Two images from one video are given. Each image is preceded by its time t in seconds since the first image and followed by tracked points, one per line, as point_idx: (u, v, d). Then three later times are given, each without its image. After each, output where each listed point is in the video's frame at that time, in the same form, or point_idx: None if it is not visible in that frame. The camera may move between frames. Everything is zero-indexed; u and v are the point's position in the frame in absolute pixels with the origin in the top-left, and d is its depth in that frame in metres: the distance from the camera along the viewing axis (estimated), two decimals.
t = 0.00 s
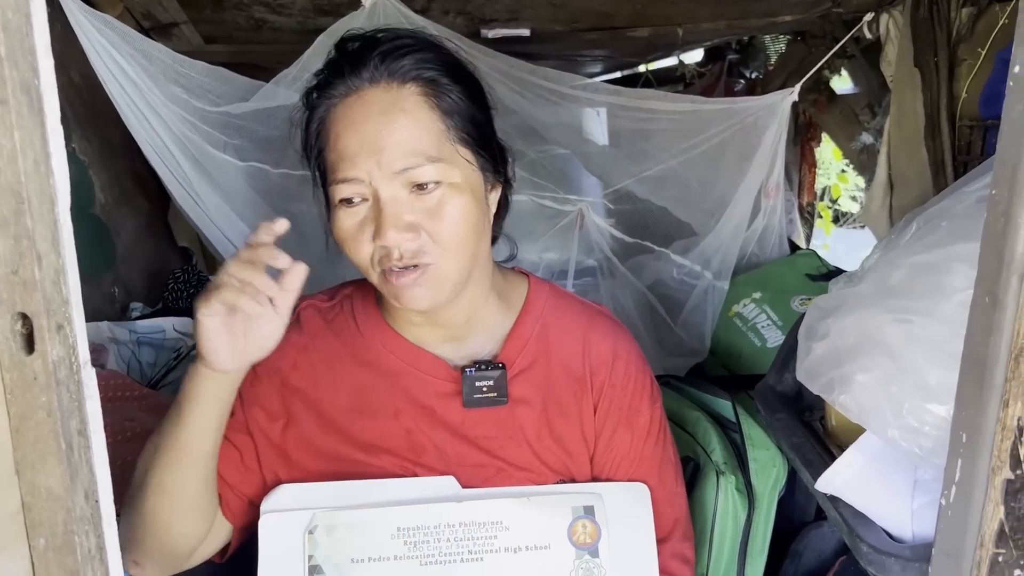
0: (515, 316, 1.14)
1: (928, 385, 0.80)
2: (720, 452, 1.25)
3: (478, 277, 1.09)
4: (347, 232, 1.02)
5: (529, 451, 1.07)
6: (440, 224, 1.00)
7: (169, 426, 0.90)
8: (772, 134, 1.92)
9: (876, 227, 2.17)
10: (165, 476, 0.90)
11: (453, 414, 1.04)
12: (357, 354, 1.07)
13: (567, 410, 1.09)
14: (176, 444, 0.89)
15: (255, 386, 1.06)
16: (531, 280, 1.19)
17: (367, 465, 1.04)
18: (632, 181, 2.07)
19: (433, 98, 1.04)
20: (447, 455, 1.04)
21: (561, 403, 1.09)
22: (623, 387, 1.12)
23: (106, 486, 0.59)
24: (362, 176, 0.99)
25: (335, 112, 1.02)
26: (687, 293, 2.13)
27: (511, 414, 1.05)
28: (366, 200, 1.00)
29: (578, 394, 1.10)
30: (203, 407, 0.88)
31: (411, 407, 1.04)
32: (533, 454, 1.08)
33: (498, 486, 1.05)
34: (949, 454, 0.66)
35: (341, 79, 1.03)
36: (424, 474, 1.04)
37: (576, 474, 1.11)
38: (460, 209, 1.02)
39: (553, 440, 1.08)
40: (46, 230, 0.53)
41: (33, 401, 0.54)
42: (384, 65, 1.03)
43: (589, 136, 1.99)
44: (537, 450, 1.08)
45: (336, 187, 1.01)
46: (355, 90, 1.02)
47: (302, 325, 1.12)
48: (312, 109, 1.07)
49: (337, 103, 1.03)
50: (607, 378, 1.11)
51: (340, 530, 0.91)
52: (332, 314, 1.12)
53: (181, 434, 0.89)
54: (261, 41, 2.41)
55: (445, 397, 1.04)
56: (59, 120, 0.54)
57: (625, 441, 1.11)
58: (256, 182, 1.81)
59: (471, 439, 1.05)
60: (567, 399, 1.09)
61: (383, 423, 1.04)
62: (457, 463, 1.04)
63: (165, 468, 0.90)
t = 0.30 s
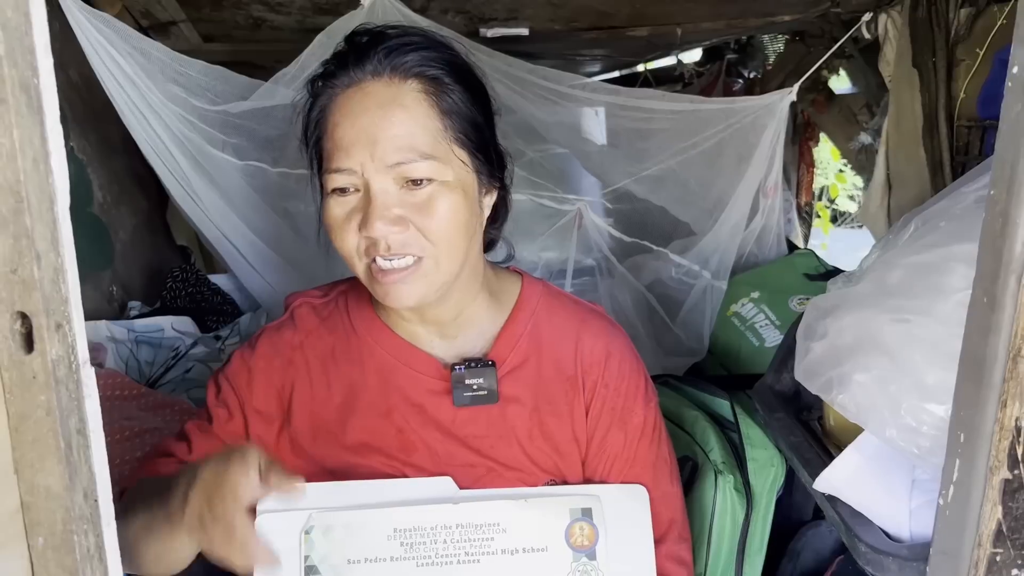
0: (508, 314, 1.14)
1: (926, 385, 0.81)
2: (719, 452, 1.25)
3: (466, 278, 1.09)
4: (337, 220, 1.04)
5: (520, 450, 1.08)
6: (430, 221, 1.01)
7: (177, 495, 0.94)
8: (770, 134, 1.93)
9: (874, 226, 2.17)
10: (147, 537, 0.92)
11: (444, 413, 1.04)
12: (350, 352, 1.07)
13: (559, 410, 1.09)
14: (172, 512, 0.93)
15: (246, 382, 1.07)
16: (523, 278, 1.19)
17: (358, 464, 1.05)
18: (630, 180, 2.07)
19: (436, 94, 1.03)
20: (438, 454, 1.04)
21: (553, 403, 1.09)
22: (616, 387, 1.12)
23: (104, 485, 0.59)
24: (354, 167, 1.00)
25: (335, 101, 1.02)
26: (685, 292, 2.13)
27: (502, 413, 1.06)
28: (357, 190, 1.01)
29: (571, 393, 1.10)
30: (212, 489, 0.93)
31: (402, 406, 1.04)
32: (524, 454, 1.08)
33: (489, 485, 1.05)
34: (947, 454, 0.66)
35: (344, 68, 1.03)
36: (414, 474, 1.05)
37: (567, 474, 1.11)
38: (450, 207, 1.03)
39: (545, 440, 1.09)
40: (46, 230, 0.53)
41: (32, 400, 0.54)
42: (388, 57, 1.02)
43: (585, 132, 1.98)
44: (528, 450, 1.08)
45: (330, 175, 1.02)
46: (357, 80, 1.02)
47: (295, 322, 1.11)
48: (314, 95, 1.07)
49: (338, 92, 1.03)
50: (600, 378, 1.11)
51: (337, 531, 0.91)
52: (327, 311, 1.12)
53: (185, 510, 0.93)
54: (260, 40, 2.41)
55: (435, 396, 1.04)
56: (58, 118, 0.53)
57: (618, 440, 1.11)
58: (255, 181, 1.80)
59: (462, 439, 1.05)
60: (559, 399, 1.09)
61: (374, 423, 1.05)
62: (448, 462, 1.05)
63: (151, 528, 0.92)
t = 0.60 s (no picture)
0: (512, 317, 1.14)
1: (923, 384, 0.81)
2: (716, 451, 1.25)
3: (472, 277, 1.09)
4: (347, 208, 1.04)
5: (523, 452, 1.07)
6: (439, 212, 1.01)
7: (190, 548, 0.84)
8: (769, 134, 1.94)
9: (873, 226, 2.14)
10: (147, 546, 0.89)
11: (447, 415, 1.04)
12: (352, 354, 1.07)
13: (562, 412, 1.09)
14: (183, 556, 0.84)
15: (248, 384, 1.06)
16: (527, 281, 1.19)
17: (361, 466, 1.05)
18: (628, 180, 2.07)
19: (454, 87, 1.06)
20: (441, 456, 1.04)
21: (557, 405, 1.09)
22: (619, 390, 1.12)
23: (104, 484, 0.59)
24: (368, 153, 1.01)
25: (354, 90, 1.04)
26: (683, 292, 2.13)
27: (505, 415, 1.05)
28: (369, 178, 1.02)
29: (574, 396, 1.10)
30: None
31: (405, 407, 1.04)
32: (528, 456, 1.08)
33: (492, 487, 1.05)
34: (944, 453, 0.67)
35: (363, 59, 1.05)
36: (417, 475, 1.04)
37: (570, 476, 1.11)
38: (460, 199, 1.03)
39: (548, 442, 1.09)
40: (45, 229, 0.53)
41: (31, 399, 0.54)
42: (409, 52, 1.05)
43: (585, 132, 1.99)
44: (532, 452, 1.08)
45: (342, 162, 1.03)
46: (376, 71, 1.04)
47: (295, 323, 1.11)
48: (332, 85, 1.09)
49: (357, 82, 1.05)
50: (604, 381, 1.12)
51: (340, 528, 0.92)
52: (328, 312, 1.12)
53: (190, 569, 0.83)
54: (258, 39, 2.40)
55: (439, 397, 1.04)
56: (58, 118, 0.53)
57: (621, 443, 1.12)
58: (254, 180, 1.80)
59: (466, 440, 1.04)
60: (563, 401, 1.09)
61: (376, 425, 1.04)
62: (452, 464, 1.05)
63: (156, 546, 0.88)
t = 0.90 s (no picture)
0: (517, 317, 1.14)
1: (919, 384, 0.81)
2: (713, 451, 1.25)
3: (475, 273, 1.09)
4: (357, 195, 1.04)
5: (525, 452, 1.07)
6: (447, 202, 1.02)
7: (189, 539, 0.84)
8: (766, 133, 1.93)
9: (869, 226, 2.17)
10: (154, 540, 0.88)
11: (450, 413, 1.04)
12: (357, 352, 1.07)
13: (565, 412, 1.09)
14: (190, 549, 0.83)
15: (251, 379, 1.06)
16: (532, 283, 1.19)
17: (363, 466, 1.04)
18: (625, 180, 2.08)
19: (469, 81, 1.07)
20: (442, 455, 1.04)
21: (560, 405, 1.09)
22: (623, 392, 1.12)
23: (99, 483, 0.59)
24: (380, 141, 1.01)
25: (370, 80, 1.06)
26: (681, 292, 2.13)
27: (508, 415, 1.05)
28: (380, 166, 1.03)
29: (578, 396, 1.10)
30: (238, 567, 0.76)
31: (408, 406, 1.04)
32: (530, 456, 1.08)
33: (493, 487, 1.05)
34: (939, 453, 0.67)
35: (380, 51, 1.07)
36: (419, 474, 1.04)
37: (571, 476, 1.11)
38: (469, 189, 1.03)
39: (550, 442, 1.08)
40: (40, 227, 0.53)
41: (26, 399, 0.54)
42: (425, 44, 1.06)
43: (582, 132, 2.00)
44: (534, 452, 1.08)
45: (354, 150, 1.03)
46: (392, 62, 1.06)
47: (299, 319, 1.11)
48: (349, 76, 1.11)
49: (373, 73, 1.07)
50: (607, 382, 1.12)
51: (339, 525, 0.92)
52: (333, 309, 1.12)
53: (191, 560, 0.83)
54: (255, 38, 2.40)
55: (442, 396, 1.04)
56: (52, 116, 0.53)
57: (624, 445, 1.12)
58: (251, 179, 1.79)
59: (468, 440, 1.04)
60: (566, 401, 1.09)
61: (379, 423, 1.04)
62: (453, 463, 1.04)
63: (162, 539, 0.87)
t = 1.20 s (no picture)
0: (519, 319, 1.14)
1: (916, 387, 0.81)
2: (711, 453, 1.25)
3: (486, 270, 1.09)
4: (363, 199, 1.03)
5: (526, 453, 1.07)
6: (456, 199, 1.01)
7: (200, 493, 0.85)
8: (764, 135, 1.94)
9: (867, 227, 2.18)
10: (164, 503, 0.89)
11: (453, 412, 1.04)
12: (360, 351, 1.06)
13: (567, 413, 1.09)
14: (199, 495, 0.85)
15: (253, 374, 1.06)
16: (535, 285, 1.19)
17: (363, 465, 1.04)
18: (623, 180, 2.07)
19: (469, 77, 1.09)
20: (444, 455, 1.04)
21: (561, 407, 1.08)
22: (624, 395, 1.12)
23: (94, 485, 0.59)
24: (387, 140, 1.02)
25: (370, 83, 1.06)
26: (678, 293, 2.12)
27: (510, 415, 1.05)
28: (387, 167, 1.03)
29: (580, 398, 1.10)
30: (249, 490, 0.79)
31: (410, 405, 1.04)
32: (530, 456, 1.07)
33: (494, 487, 1.04)
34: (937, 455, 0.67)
35: (379, 54, 1.08)
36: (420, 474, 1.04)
37: (572, 476, 1.11)
38: (478, 187, 1.04)
39: (551, 443, 1.08)
40: (34, 229, 0.53)
41: (21, 401, 0.54)
42: (424, 45, 1.08)
43: (579, 132, 2.00)
44: (535, 453, 1.07)
45: (359, 153, 1.03)
46: (392, 64, 1.06)
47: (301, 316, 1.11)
48: (347, 83, 1.12)
49: (372, 77, 1.07)
50: (609, 385, 1.11)
51: (335, 527, 0.91)
52: (336, 307, 1.12)
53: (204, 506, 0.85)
54: (252, 38, 2.40)
55: (445, 395, 1.04)
56: (47, 117, 0.53)
57: (624, 447, 1.11)
58: (247, 180, 1.78)
59: (469, 439, 1.04)
60: (567, 404, 1.09)
61: (380, 423, 1.04)
62: (454, 463, 1.04)
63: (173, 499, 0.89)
